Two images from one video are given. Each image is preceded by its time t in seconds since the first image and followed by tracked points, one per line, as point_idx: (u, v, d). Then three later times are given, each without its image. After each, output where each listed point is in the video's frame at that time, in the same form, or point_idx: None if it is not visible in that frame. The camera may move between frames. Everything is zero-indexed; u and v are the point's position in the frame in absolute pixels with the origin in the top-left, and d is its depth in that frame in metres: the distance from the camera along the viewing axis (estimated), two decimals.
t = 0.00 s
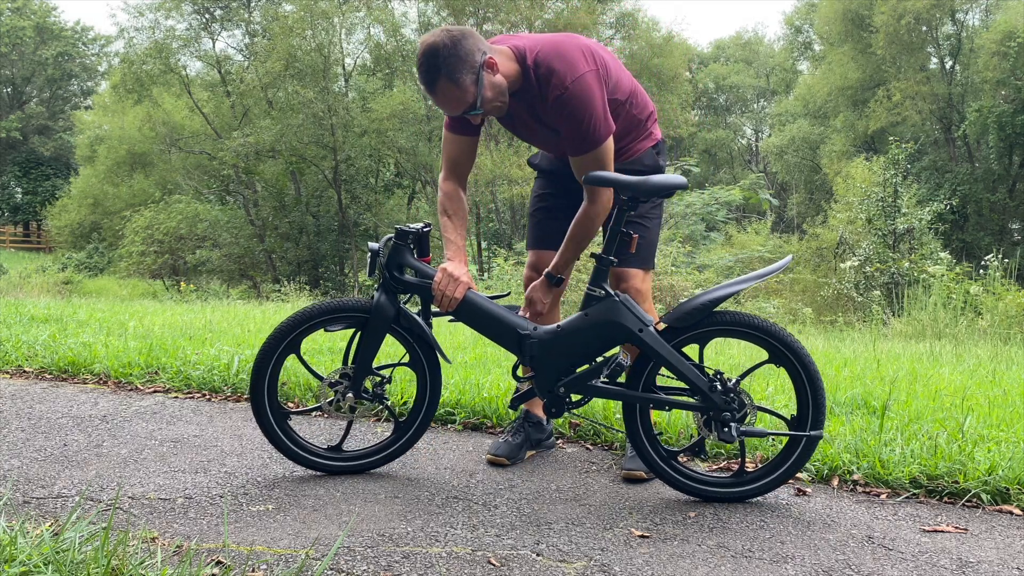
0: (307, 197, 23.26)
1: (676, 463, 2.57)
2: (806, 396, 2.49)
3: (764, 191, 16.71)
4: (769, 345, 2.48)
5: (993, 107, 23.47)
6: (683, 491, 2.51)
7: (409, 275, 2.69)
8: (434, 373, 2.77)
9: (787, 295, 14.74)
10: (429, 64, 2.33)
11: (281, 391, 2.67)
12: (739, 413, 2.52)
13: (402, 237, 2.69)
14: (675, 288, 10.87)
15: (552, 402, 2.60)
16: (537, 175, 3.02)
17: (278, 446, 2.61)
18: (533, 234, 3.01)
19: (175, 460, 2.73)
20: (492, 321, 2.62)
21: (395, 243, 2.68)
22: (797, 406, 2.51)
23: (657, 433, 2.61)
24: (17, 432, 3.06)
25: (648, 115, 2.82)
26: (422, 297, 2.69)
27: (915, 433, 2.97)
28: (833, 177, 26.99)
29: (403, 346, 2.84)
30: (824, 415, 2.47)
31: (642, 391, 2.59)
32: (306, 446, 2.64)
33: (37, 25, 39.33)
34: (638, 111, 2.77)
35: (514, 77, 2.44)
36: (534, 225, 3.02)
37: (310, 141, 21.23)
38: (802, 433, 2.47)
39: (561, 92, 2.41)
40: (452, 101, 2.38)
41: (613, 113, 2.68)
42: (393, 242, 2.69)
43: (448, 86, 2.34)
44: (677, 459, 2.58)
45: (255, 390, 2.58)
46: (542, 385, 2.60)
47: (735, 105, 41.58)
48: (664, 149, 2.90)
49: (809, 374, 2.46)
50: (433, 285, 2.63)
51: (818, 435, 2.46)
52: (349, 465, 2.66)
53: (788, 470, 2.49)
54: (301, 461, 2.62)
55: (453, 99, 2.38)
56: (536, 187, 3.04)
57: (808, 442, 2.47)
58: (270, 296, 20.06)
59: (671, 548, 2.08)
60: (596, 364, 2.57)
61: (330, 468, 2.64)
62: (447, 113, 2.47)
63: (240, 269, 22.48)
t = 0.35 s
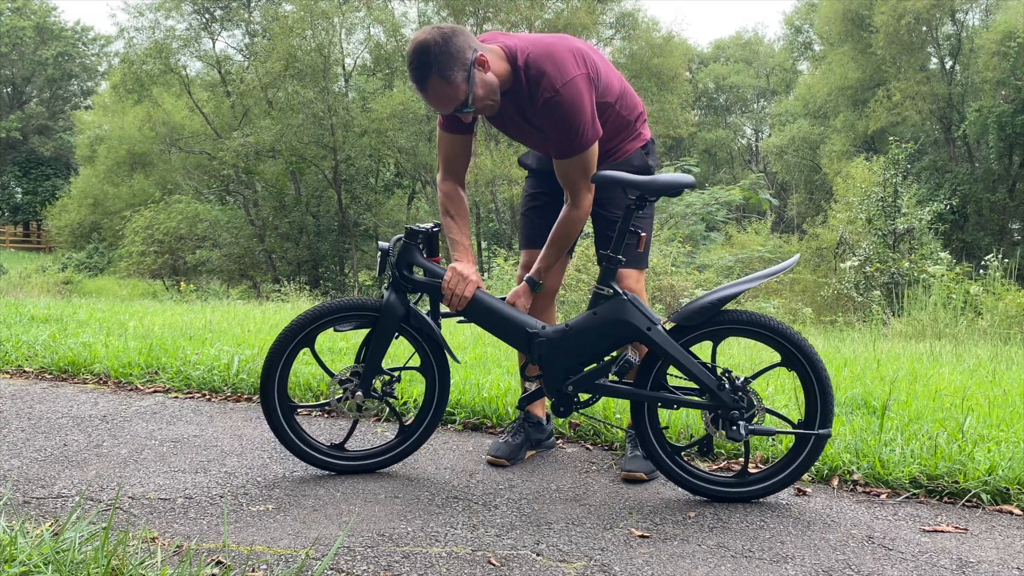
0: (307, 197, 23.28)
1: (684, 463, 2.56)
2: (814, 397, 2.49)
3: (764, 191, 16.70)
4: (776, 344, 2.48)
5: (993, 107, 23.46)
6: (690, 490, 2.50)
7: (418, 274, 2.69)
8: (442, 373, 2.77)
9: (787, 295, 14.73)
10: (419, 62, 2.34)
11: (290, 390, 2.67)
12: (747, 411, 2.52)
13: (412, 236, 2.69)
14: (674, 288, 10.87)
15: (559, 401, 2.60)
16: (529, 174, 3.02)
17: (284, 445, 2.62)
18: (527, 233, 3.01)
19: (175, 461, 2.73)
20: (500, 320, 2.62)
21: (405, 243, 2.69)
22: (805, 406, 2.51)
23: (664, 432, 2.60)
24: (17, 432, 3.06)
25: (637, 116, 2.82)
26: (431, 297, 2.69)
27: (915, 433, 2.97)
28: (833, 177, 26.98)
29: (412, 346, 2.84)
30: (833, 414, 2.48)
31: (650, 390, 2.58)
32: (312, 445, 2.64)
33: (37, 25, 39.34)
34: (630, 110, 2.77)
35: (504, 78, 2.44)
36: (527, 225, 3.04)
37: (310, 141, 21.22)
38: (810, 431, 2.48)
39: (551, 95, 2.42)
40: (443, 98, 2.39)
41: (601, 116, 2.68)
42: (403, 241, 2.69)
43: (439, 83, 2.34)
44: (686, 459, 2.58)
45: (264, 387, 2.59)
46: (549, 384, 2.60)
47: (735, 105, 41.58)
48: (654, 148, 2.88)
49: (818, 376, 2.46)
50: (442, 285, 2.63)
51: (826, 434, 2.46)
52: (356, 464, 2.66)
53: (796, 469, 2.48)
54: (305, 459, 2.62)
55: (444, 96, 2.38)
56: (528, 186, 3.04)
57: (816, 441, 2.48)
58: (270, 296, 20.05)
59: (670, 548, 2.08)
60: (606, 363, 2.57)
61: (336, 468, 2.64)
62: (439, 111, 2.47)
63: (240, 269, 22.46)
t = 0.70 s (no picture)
0: (307, 197, 23.28)
1: (679, 461, 2.56)
2: (808, 395, 2.49)
3: (764, 191, 16.70)
4: (767, 340, 2.48)
5: (993, 107, 23.46)
6: (685, 489, 2.50)
7: (418, 273, 2.69)
8: (439, 371, 2.77)
9: (787, 295, 14.74)
10: (428, 65, 2.30)
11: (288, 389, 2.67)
12: (742, 408, 2.52)
13: (411, 236, 2.69)
14: (674, 288, 10.86)
15: (555, 398, 2.60)
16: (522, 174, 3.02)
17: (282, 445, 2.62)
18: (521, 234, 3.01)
19: (175, 460, 2.73)
20: (497, 318, 2.62)
21: (405, 242, 2.69)
22: (797, 404, 2.51)
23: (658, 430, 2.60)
24: (17, 432, 3.06)
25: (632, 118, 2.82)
26: (430, 295, 2.69)
27: (915, 432, 2.97)
28: (833, 177, 26.97)
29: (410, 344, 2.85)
30: (826, 411, 2.48)
31: (645, 387, 2.58)
32: (310, 444, 2.64)
33: (37, 25, 39.36)
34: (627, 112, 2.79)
35: (508, 83, 2.43)
36: (521, 225, 3.05)
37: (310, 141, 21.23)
38: (804, 428, 2.48)
39: (554, 100, 2.42)
40: (451, 101, 2.37)
41: (598, 117, 2.69)
42: (402, 241, 2.69)
43: (450, 88, 2.32)
44: (680, 458, 2.58)
45: (261, 387, 2.58)
46: (545, 382, 2.60)
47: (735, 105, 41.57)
48: (648, 150, 2.90)
49: (811, 373, 2.46)
50: (441, 283, 2.63)
51: (819, 430, 2.47)
52: (353, 464, 2.66)
53: (791, 467, 2.49)
54: (304, 459, 2.62)
55: (453, 100, 2.36)
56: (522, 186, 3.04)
57: (810, 437, 2.48)
58: (270, 296, 20.06)
59: (671, 548, 2.08)
60: (600, 361, 2.56)
61: (334, 467, 2.64)
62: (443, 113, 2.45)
63: (240, 269, 22.46)
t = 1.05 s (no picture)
0: (307, 197, 23.27)
1: (671, 460, 2.57)
2: (798, 394, 2.49)
3: (764, 191, 16.69)
4: (756, 339, 2.49)
5: (993, 107, 23.46)
6: (680, 490, 2.50)
7: (410, 273, 2.69)
8: (431, 371, 2.77)
9: (787, 295, 14.73)
10: (428, 60, 2.29)
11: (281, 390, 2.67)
12: (732, 406, 2.52)
13: (403, 236, 2.69)
14: (673, 288, 10.86)
15: (547, 398, 2.60)
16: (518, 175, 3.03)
17: (278, 446, 2.61)
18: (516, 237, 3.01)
19: (175, 460, 2.73)
20: (490, 318, 2.62)
21: (397, 242, 2.68)
22: (788, 403, 2.52)
23: (651, 429, 2.60)
24: (17, 431, 3.06)
25: (628, 117, 2.82)
26: (422, 295, 2.68)
27: (915, 432, 2.97)
28: (833, 177, 26.96)
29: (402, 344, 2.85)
30: (816, 409, 2.48)
31: (636, 386, 2.58)
32: (305, 445, 2.64)
33: (37, 25, 39.39)
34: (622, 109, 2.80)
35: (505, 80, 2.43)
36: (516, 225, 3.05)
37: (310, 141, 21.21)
38: (794, 427, 2.49)
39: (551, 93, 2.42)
40: (450, 97, 2.36)
41: (594, 116, 2.69)
42: (394, 241, 2.69)
43: (449, 83, 2.31)
44: (673, 458, 2.58)
45: (253, 389, 2.58)
46: (537, 382, 2.60)
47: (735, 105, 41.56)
48: (644, 150, 2.89)
49: (800, 371, 2.46)
50: (433, 282, 2.62)
51: (809, 429, 2.47)
52: (348, 464, 2.66)
53: (785, 465, 2.49)
54: (301, 460, 2.62)
55: (452, 96, 2.35)
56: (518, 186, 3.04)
57: (801, 436, 2.48)
58: (270, 296, 20.07)
59: (671, 548, 2.08)
60: (591, 360, 2.56)
61: (327, 468, 2.64)
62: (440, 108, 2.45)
63: (240, 269, 22.45)
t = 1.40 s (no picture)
0: (307, 197, 23.24)
1: (667, 462, 2.57)
2: (795, 395, 2.49)
3: (764, 191, 16.69)
4: (753, 340, 2.48)
5: (993, 107, 23.47)
6: (677, 491, 2.50)
7: (403, 273, 2.68)
8: (427, 371, 2.77)
9: (787, 295, 14.72)
10: (405, 30, 2.37)
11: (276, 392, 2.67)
12: (728, 409, 2.52)
13: (396, 236, 2.68)
14: (673, 288, 10.85)
15: (543, 399, 2.60)
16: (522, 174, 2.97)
17: (275, 448, 2.61)
18: (518, 238, 2.98)
19: (175, 461, 2.73)
20: (486, 320, 2.62)
21: (389, 242, 2.67)
22: (785, 403, 2.51)
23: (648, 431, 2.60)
24: (17, 431, 3.06)
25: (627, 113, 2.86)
26: (416, 296, 2.67)
27: (915, 433, 2.97)
28: (833, 177, 26.97)
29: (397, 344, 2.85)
30: (813, 412, 2.48)
31: (632, 388, 2.57)
32: (301, 447, 2.64)
33: (37, 25, 39.38)
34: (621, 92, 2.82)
35: (496, 45, 2.47)
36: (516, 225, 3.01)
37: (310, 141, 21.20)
38: (791, 430, 2.48)
39: (548, 47, 2.47)
40: (422, 69, 2.43)
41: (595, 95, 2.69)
42: (387, 241, 2.68)
43: (419, 55, 2.38)
44: (669, 459, 2.58)
45: (247, 395, 2.58)
46: (532, 384, 2.60)
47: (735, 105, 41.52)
48: (646, 146, 2.87)
49: (797, 373, 2.46)
50: (427, 284, 2.62)
51: (806, 432, 2.47)
52: (346, 464, 2.66)
53: (781, 467, 2.49)
54: (299, 464, 2.62)
55: (424, 68, 2.42)
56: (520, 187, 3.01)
57: (798, 439, 2.48)
58: (270, 296, 20.07)
59: (671, 548, 2.07)
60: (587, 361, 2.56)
61: (323, 469, 2.63)
62: (427, 84, 2.50)
63: (240, 269, 22.44)
